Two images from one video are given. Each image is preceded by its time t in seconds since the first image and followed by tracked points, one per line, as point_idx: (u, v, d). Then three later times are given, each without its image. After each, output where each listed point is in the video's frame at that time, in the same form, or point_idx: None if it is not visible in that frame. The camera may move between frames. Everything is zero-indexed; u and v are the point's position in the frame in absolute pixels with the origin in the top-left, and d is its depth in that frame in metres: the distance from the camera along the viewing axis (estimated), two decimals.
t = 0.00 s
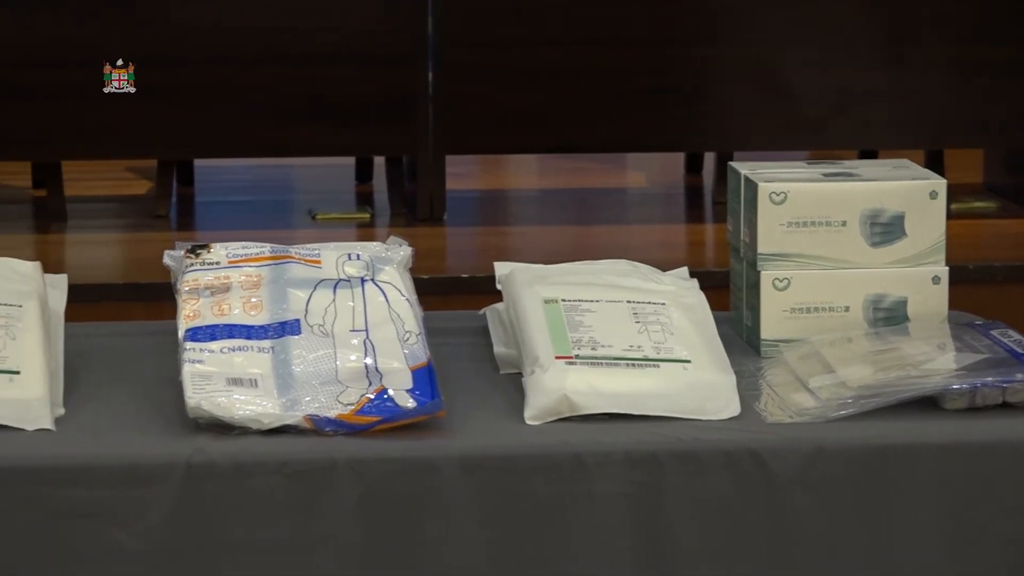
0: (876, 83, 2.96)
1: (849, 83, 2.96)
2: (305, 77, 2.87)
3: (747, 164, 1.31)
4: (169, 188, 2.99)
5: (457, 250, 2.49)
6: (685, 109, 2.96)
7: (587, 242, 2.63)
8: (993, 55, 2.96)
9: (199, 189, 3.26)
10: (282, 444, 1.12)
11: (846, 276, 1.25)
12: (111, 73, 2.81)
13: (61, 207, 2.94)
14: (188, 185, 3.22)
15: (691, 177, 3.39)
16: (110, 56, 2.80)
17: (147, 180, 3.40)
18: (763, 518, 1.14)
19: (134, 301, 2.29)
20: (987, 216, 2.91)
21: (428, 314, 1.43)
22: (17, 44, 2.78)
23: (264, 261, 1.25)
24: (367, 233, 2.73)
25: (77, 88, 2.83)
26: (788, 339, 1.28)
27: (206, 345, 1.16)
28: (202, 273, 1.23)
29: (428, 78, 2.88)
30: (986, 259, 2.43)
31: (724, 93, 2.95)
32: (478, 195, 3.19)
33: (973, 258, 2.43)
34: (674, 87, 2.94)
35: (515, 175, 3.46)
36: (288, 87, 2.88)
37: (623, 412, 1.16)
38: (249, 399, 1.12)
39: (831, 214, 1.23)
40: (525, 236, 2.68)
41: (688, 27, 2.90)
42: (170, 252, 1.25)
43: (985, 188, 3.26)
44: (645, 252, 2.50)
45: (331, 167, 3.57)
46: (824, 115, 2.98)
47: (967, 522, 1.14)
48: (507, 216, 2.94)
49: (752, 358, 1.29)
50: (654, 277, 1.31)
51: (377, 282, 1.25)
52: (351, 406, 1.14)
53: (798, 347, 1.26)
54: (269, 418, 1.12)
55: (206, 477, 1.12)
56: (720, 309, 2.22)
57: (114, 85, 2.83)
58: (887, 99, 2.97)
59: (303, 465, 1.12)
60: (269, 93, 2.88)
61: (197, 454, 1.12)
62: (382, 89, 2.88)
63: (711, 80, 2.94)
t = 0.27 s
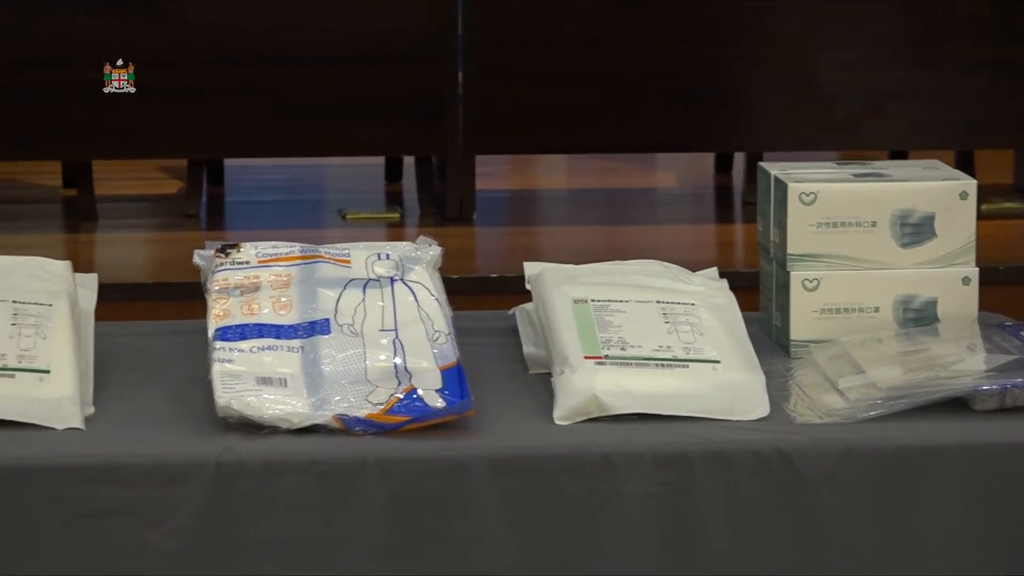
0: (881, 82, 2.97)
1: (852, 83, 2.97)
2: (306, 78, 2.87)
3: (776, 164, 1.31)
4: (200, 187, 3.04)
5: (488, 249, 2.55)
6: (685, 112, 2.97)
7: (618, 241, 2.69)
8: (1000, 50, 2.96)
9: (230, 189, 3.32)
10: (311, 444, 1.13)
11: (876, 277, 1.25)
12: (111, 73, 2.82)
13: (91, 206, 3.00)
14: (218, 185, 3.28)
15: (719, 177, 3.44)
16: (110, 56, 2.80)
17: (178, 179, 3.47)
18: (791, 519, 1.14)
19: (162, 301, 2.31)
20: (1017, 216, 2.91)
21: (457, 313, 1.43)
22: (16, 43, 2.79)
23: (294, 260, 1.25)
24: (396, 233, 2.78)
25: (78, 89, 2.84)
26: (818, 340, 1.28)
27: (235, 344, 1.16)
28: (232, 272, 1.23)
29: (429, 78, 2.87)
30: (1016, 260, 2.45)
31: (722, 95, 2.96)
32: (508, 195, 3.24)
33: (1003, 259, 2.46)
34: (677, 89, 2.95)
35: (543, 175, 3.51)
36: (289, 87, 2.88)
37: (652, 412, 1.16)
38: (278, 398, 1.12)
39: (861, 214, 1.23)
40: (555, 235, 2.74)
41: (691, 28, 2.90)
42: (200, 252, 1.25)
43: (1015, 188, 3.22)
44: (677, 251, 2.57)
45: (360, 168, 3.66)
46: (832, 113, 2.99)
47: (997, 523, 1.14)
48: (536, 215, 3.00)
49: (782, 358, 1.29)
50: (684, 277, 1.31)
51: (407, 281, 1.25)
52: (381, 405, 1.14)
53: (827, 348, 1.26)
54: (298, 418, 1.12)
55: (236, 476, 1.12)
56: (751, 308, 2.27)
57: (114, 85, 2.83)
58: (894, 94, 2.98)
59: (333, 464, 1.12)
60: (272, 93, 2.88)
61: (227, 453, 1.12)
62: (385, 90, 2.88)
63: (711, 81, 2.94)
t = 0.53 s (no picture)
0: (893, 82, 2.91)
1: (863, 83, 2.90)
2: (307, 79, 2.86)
3: (810, 166, 1.32)
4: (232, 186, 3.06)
5: (518, 249, 2.57)
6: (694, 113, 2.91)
7: (649, 242, 2.71)
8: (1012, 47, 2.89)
9: (263, 189, 3.34)
10: (344, 443, 1.13)
11: (908, 278, 1.25)
12: (111, 73, 2.81)
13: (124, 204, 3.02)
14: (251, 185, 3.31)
15: (752, 178, 3.45)
16: (111, 56, 2.80)
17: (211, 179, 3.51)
18: (823, 520, 1.14)
19: (194, 300, 2.32)
20: None
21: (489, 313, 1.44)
22: (16, 41, 2.79)
23: (326, 260, 1.26)
24: (428, 233, 2.80)
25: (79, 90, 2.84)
26: (850, 340, 1.28)
27: (268, 343, 1.16)
28: (265, 271, 1.23)
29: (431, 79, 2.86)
30: None
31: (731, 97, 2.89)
32: (540, 195, 3.26)
33: None
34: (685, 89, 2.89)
35: (575, 175, 3.52)
36: (290, 88, 2.87)
37: (684, 413, 1.16)
38: (310, 398, 1.12)
39: (894, 215, 1.24)
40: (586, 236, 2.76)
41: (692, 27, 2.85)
42: (233, 250, 1.27)
43: None
44: (711, 252, 2.59)
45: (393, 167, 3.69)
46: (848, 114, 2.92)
47: None
48: (568, 216, 3.01)
49: (814, 359, 1.30)
50: (716, 278, 1.31)
51: (439, 281, 1.25)
52: (412, 405, 1.14)
53: (860, 348, 1.27)
54: (330, 417, 1.12)
55: (268, 475, 1.12)
56: (782, 309, 2.29)
57: (114, 85, 2.83)
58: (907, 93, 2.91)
59: (365, 464, 1.12)
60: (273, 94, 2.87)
61: (258, 453, 1.12)
62: (387, 90, 2.88)
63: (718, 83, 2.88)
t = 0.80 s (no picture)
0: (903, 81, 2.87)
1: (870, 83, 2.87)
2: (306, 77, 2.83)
3: (839, 166, 1.32)
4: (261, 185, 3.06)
5: (549, 250, 2.58)
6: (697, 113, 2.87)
7: (678, 241, 2.71)
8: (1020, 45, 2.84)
9: (292, 188, 3.35)
10: (373, 442, 1.13)
11: (937, 279, 1.25)
12: (111, 73, 2.79)
13: (153, 204, 3.03)
14: (280, 185, 3.31)
15: (782, 177, 3.45)
16: (111, 56, 2.77)
17: (239, 178, 3.52)
18: (852, 520, 1.14)
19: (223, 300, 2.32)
20: None
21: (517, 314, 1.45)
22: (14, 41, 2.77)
23: (356, 259, 1.26)
24: (458, 233, 2.79)
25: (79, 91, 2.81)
26: (880, 341, 1.29)
27: (297, 343, 1.16)
28: (294, 271, 1.24)
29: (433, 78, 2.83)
30: None
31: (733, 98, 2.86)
32: (570, 195, 3.26)
33: None
34: (687, 89, 2.85)
35: (605, 175, 3.53)
36: (291, 87, 2.84)
37: (713, 413, 1.16)
38: (339, 397, 1.12)
39: (924, 216, 1.24)
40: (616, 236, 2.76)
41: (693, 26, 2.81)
42: (263, 250, 1.28)
43: None
44: (741, 252, 2.59)
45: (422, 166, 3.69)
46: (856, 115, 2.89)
47: None
48: (598, 215, 3.01)
49: (844, 359, 1.31)
50: (745, 278, 1.31)
51: (468, 281, 1.25)
52: (441, 405, 1.14)
53: (889, 349, 1.27)
54: (359, 417, 1.12)
55: (297, 475, 1.12)
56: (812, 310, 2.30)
57: (114, 85, 2.80)
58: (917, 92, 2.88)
59: (394, 464, 1.12)
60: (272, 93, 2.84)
61: (287, 452, 1.12)
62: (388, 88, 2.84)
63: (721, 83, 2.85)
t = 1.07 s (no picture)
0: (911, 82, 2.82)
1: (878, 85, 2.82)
2: (306, 77, 2.80)
3: (874, 167, 1.33)
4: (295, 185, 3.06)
5: (583, 250, 2.59)
6: (701, 115, 2.84)
7: (711, 242, 2.72)
8: None
9: (325, 188, 3.36)
10: (407, 442, 1.13)
11: (972, 279, 1.26)
12: (110, 73, 2.77)
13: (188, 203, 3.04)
14: (314, 184, 3.32)
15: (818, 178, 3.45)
16: (110, 56, 2.75)
17: (273, 177, 3.53)
18: (886, 521, 1.14)
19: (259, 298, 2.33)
20: None
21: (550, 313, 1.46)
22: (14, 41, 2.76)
23: (390, 259, 1.26)
24: (493, 233, 2.79)
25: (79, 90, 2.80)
26: (915, 342, 1.29)
27: (331, 343, 1.17)
28: (328, 271, 1.24)
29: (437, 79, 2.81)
30: None
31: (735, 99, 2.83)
32: (604, 195, 3.26)
33: None
34: (688, 89, 2.82)
35: (639, 175, 3.53)
36: (291, 88, 2.81)
37: (746, 413, 1.16)
38: (374, 397, 1.13)
39: (959, 216, 1.24)
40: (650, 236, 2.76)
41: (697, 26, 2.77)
42: (296, 249, 1.28)
43: None
44: (775, 253, 2.59)
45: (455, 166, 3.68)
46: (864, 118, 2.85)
47: None
48: (632, 215, 3.01)
49: (878, 360, 1.31)
50: (779, 278, 1.32)
51: (502, 281, 1.25)
52: (475, 405, 1.14)
53: (923, 350, 1.28)
54: (393, 416, 1.12)
55: (331, 474, 1.12)
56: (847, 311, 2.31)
57: (114, 85, 2.79)
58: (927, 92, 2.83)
59: (428, 464, 1.12)
60: (272, 93, 2.81)
61: (321, 452, 1.12)
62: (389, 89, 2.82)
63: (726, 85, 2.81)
